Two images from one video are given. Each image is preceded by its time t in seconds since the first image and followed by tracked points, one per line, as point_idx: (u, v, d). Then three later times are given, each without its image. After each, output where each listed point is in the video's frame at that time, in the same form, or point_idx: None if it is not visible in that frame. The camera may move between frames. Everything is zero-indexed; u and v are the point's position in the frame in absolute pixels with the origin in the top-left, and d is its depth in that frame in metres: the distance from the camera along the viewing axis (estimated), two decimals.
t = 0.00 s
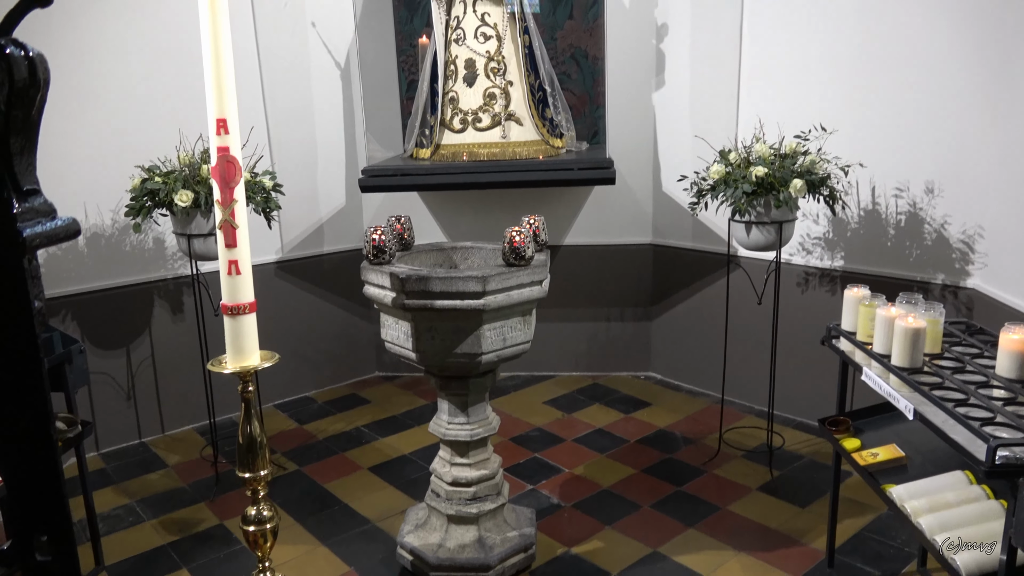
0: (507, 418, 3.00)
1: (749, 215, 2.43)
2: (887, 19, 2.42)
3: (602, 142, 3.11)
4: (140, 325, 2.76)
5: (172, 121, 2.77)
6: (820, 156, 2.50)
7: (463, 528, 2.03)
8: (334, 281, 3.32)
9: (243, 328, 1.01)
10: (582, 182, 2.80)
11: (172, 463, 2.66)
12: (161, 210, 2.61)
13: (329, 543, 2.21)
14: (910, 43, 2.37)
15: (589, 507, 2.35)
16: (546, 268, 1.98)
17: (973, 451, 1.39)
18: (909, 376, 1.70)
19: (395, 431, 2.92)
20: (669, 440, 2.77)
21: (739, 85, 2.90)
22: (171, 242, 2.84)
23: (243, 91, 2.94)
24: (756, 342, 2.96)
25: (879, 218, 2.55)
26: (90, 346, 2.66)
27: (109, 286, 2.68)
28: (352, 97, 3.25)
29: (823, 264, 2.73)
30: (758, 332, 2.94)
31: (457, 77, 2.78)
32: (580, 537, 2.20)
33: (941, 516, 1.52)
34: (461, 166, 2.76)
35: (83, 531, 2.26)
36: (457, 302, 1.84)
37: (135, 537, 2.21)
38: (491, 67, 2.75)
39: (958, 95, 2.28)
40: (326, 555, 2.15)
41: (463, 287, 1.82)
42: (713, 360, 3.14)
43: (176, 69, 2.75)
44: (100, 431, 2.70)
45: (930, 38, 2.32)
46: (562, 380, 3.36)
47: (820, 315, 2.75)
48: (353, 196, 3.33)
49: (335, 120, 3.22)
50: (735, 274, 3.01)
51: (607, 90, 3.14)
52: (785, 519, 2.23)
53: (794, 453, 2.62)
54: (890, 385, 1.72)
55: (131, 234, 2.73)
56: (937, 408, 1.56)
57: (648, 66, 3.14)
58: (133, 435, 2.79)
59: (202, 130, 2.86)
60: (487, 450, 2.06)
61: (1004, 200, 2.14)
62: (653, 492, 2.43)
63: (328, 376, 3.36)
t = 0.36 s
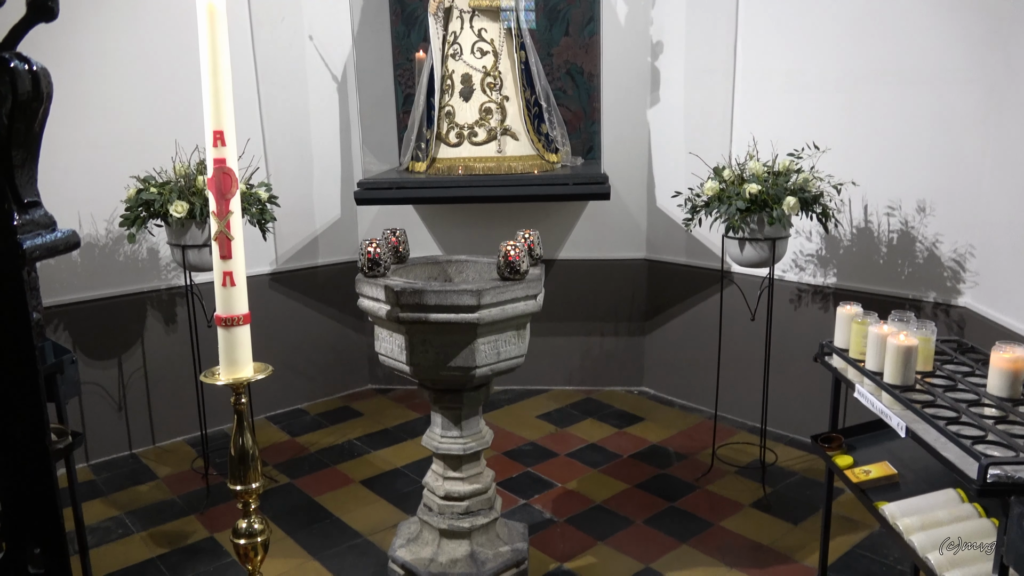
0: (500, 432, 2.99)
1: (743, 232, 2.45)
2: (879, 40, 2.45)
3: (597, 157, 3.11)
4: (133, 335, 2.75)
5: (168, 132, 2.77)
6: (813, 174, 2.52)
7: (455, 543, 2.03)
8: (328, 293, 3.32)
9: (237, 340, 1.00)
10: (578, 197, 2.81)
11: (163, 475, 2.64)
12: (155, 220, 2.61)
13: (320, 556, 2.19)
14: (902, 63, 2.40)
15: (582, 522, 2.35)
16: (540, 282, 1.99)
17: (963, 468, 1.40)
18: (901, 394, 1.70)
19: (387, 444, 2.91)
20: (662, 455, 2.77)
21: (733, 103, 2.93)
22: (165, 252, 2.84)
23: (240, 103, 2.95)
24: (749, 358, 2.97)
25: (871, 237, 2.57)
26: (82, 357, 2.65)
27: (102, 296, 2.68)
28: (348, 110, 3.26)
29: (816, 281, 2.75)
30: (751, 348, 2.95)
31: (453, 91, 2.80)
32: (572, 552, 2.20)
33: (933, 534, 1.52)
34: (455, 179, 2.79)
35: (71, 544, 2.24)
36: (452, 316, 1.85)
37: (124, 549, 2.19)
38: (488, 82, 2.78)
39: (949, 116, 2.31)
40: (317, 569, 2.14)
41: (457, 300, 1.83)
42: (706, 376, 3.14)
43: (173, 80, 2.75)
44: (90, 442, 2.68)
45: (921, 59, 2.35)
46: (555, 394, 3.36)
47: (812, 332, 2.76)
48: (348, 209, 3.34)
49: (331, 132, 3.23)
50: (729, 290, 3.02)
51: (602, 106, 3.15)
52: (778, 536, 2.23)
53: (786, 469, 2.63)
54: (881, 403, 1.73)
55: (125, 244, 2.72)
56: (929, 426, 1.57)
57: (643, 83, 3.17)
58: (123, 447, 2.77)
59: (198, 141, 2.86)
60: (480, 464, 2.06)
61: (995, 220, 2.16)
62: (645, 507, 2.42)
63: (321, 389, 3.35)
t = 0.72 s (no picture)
0: (500, 447, 2.98)
1: (743, 248, 2.46)
2: (879, 59, 2.48)
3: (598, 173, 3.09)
4: (134, 349, 2.75)
5: (172, 147, 2.79)
6: (813, 191, 2.53)
7: (455, 559, 2.03)
8: (330, 307, 3.32)
9: (239, 355, 0.97)
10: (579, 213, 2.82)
11: (162, 489, 2.63)
12: (158, 233, 2.62)
13: (319, 572, 2.18)
14: (899, 83, 2.43)
15: (582, 539, 2.34)
16: (541, 297, 2.00)
17: (965, 487, 1.39)
18: (902, 411, 1.71)
19: (387, 459, 2.91)
20: (663, 471, 2.76)
21: (733, 121, 2.95)
22: (167, 266, 2.84)
23: (244, 118, 2.97)
24: (750, 374, 2.97)
25: (871, 254, 2.58)
26: (83, 370, 2.65)
27: (104, 308, 2.68)
28: (351, 125, 3.28)
29: (817, 298, 2.75)
30: (752, 364, 2.95)
31: (456, 107, 2.83)
32: (572, 569, 2.19)
33: (936, 553, 1.52)
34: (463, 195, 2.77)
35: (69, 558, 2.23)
36: (453, 330, 1.85)
37: (122, 563, 2.18)
38: (490, 98, 2.81)
39: (948, 134, 2.33)
40: None
41: (459, 315, 1.83)
42: (707, 392, 3.14)
43: (177, 96, 2.78)
44: (88, 456, 2.68)
45: (920, 78, 2.38)
46: (556, 410, 3.35)
47: (813, 348, 2.77)
48: (350, 223, 3.35)
49: (334, 147, 3.25)
50: (729, 306, 3.03)
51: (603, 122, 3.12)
52: (779, 553, 2.22)
53: (788, 486, 2.62)
54: (883, 421, 1.73)
55: (128, 257, 2.73)
56: (930, 444, 1.57)
57: (644, 100, 3.19)
58: (122, 460, 2.77)
59: (201, 156, 2.88)
60: (480, 480, 2.06)
61: (994, 237, 2.17)
62: (646, 524, 2.42)
63: (321, 403, 3.34)
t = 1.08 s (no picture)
0: (499, 462, 2.98)
1: (743, 262, 2.46)
2: (877, 76, 2.50)
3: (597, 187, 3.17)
4: (134, 362, 2.75)
5: (174, 161, 2.80)
6: (812, 206, 2.55)
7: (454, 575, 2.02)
8: (329, 321, 3.32)
9: (238, 369, 0.96)
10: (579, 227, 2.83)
11: (160, 503, 2.62)
12: (159, 247, 2.63)
13: None
14: (897, 99, 2.45)
15: (582, 554, 2.33)
16: (541, 311, 2.00)
17: (966, 502, 1.39)
18: (902, 426, 1.71)
19: (386, 473, 2.90)
20: (663, 486, 2.76)
21: (732, 136, 2.97)
22: (167, 279, 2.85)
23: (246, 133, 2.99)
24: (750, 389, 2.97)
25: (871, 268, 2.59)
26: (82, 383, 2.65)
27: (104, 322, 2.68)
28: (352, 139, 3.30)
29: (816, 312, 2.76)
30: (752, 379, 2.95)
31: (456, 122, 2.86)
32: None
33: (937, 569, 1.52)
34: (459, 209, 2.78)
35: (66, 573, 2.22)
36: (453, 344, 1.86)
37: None
38: (490, 113, 2.83)
39: (945, 150, 2.34)
40: None
41: (459, 329, 1.84)
42: (707, 406, 3.14)
43: (179, 110, 2.79)
44: (87, 470, 2.67)
45: (917, 94, 2.39)
46: (556, 424, 3.35)
47: (813, 363, 2.77)
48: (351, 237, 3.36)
49: (335, 161, 3.27)
50: (729, 320, 3.03)
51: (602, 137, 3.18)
52: (779, 569, 2.21)
53: (788, 501, 2.61)
54: (883, 435, 1.73)
55: (128, 271, 2.73)
56: (930, 458, 1.57)
57: (644, 115, 3.21)
58: (121, 474, 2.76)
59: (203, 170, 2.89)
60: (480, 495, 2.06)
61: (993, 252, 2.18)
62: (646, 539, 2.41)
63: (320, 417, 3.34)
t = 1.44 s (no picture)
0: (497, 477, 2.96)
1: (740, 277, 2.47)
2: (871, 91, 2.52)
3: (594, 201, 3.21)
4: (130, 377, 2.75)
5: (172, 176, 2.81)
6: (808, 220, 2.56)
7: None
8: (327, 335, 3.32)
9: (236, 383, 0.94)
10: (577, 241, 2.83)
11: (155, 519, 2.61)
12: (157, 262, 2.63)
13: None
14: (891, 115, 2.46)
15: (580, 570, 2.31)
16: (539, 325, 2.00)
17: (964, 516, 1.39)
18: (900, 440, 1.71)
19: (383, 488, 2.89)
20: (661, 501, 2.75)
21: (728, 151, 2.99)
22: (165, 294, 2.85)
23: (244, 148, 3.00)
24: (748, 403, 2.97)
25: (867, 282, 2.60)
26: (78, 399, 2.64)
27: (101, 336, 2.68)
28: (350, 154, 3.31)
29: (813, 326, 2.76)
30: (750, 393, 2.96)
31: (454, 137, 2.87)
32: None
33: None
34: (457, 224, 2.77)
35: None
36: (451, 359, 1.86)
37: None
38: (488, 128, 2.85)
39: (938, 165, 2.36)
40: None
41: (456, 343, 1.84)
42: (704, 420, 3.14)
43: (178, 125, 2.81)
44: (82, 485, 2.65)
45: (910, 109, 2.41)
46: (554, 438, 3.34)
47: (810, 377, 2.77)
48: (348, 251, 3.37)
49: (333, 176, 3.28)
50: (726, 334, 3.04)
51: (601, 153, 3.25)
52: None
53: (787, 516, 2.61)
54: (881, 450, 1.73)
55: (126, 285, 2.73)
56: (928, 473, 1.57)
57: (640, 130, 3.23)
58: (116, 490, 2.74)
59: (201, 185, 2.90)
60: (477, 509, 2.07)
61: (989, 267, 2.19)
62: (644, 554, 2.40)
63: (317, 432, 3.33)
